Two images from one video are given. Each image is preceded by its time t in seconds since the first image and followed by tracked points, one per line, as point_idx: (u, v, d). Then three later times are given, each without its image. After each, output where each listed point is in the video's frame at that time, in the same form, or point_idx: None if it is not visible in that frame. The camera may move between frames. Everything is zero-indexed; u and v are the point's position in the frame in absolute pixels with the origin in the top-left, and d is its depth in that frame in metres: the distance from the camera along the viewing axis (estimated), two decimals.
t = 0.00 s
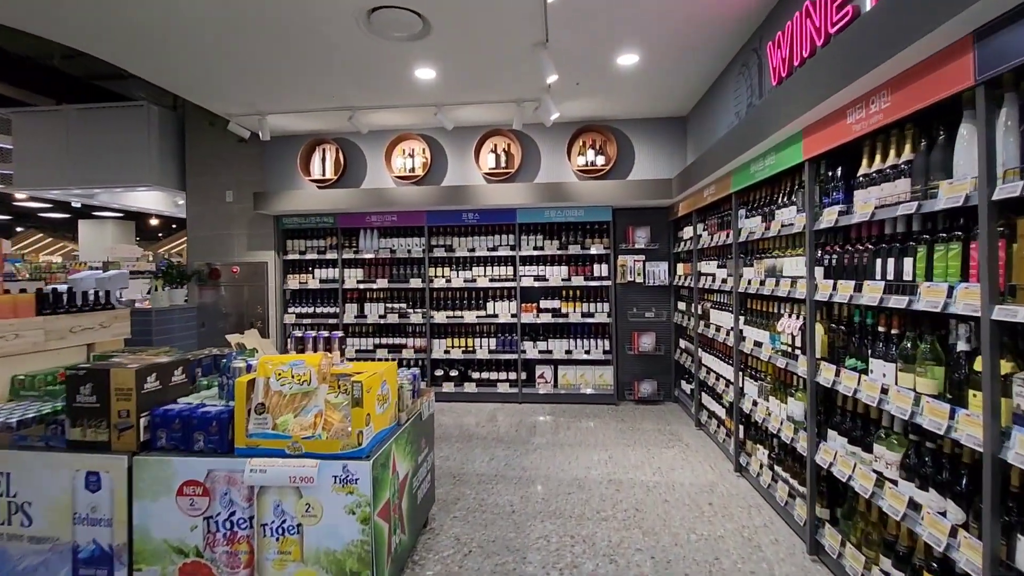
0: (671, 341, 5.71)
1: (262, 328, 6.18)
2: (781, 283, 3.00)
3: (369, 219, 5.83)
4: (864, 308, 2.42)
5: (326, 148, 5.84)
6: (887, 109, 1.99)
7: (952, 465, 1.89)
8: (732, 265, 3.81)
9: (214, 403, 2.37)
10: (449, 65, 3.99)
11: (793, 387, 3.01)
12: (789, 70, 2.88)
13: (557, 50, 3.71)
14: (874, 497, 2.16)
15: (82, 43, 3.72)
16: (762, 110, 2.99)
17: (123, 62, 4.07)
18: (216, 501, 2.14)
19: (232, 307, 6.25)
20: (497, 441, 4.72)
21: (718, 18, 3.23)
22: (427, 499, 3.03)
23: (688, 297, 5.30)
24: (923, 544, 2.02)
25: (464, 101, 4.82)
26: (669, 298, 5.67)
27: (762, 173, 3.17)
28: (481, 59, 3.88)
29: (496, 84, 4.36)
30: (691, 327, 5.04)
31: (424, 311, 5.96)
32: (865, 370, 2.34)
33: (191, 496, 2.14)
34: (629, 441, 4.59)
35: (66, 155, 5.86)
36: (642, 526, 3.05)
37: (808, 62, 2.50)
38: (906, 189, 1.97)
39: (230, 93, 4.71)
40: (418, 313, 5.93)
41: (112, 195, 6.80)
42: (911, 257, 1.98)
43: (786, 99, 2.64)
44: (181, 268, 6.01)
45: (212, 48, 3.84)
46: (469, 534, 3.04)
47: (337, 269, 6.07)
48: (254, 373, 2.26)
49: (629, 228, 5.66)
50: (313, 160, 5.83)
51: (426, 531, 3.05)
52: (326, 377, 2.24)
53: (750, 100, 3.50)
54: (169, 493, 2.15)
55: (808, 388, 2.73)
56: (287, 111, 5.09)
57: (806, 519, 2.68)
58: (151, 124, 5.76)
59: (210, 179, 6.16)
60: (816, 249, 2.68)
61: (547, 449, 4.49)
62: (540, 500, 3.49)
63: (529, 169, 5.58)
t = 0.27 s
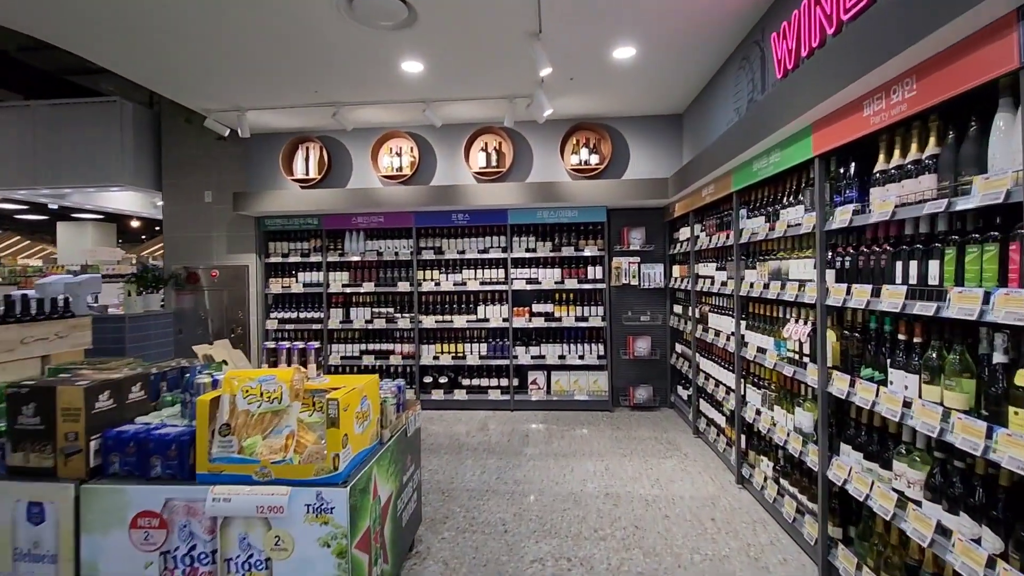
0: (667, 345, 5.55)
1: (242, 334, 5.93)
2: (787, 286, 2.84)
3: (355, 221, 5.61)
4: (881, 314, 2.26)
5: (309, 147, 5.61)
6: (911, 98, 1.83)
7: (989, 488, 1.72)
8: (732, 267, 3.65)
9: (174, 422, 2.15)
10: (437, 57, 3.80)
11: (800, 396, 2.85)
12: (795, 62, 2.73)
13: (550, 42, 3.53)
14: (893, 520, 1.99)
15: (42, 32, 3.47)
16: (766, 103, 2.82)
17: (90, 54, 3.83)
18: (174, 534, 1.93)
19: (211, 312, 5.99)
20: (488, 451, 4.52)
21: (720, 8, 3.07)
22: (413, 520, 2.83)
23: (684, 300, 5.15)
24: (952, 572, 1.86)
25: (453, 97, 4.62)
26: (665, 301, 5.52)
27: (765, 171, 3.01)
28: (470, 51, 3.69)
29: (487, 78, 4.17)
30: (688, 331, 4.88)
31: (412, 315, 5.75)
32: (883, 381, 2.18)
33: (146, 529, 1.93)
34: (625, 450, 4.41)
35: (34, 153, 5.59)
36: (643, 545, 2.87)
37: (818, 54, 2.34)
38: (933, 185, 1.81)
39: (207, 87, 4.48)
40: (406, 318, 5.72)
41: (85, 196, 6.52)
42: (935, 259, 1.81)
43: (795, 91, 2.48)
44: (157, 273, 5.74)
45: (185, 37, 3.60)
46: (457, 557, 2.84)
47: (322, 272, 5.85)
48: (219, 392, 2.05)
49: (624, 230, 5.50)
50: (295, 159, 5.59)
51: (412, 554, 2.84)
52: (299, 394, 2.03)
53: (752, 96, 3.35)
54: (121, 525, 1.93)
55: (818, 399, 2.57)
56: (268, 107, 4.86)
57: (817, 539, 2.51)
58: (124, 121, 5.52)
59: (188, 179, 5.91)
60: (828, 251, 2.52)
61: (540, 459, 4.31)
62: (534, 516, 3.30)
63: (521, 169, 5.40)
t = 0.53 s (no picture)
0: (657, 348, 5.43)
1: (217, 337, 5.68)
2: (784, 288, 2.72)
3: (335, 220, 5.41)
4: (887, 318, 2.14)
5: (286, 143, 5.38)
6: (923, 88, 1.71)
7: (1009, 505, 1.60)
8: (725, 268, 3.53)
9: (122, 439, 1.95)
10: (417, 47, 3.61)
11: (798, 404, 2.73)
12: (794, 53, 2.60)
13: (537, 33, 3.37)
14: (904, 539, 1.86)
15: None
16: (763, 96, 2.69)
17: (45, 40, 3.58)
18: (118, 566, 1.74)
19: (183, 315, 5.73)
20: (473, 458, 4.34)
21: None
22: (391, 538, 2.64)
23: (674, 301, 5.04)
24: None
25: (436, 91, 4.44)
26: (654, 303, 5.40)
27: (761, 167, 2.88)
28: (453, 41, 3.51)
29: (471, 71, 4.00)
30: (678, 333, 4.76)
31: (394, 318, 5.56)
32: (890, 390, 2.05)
33: (86, 561, 1.74)
34: (615, 457, 4.27)
35: None
36: (634, 561, 2.73)
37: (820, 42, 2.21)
38: (947, 181, 1.68)
39: (176, 79, 4.25)
40: (388, 321, 5.52)
41: (52, 193, 6.23)
42: (952, 259, 1.68)
43: (795, 82, 2.35)
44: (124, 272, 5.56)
45: (151, 25, 3.39)
46: None
47: (300, 273, 5.62)
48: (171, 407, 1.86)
49: (612, 230, 5.36)
50: (272, 155, 5.36)
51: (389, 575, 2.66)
52: (260, 408, 1.84)
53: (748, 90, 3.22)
54: (57, 557, 1.74)
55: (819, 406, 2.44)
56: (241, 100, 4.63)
57: (817, 554, 2.39)
58: (93, 115, 5.34)
59: (160, 175, 5.65)
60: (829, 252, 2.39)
61: (527, 467, 4.15)
62: (520, 530, 3.13)
63: (507, 167, 5.23)
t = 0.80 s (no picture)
0: (639, 348, 5.32)
1: (180, 338, 5.38)
2: (773, 286, 2.61)
3: (306, 215, 5.17)
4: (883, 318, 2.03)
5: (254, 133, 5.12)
6: (929, 71, 1.58)
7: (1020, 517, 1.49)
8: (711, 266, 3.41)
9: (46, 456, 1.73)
10: (390, 31, 3.42)
11: (787, 407, 2.62)
12: (785, 40, 2.49)
13: (516, 18, 3.21)
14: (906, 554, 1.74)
15: None
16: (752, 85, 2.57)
17: None
18: None
19: (143, 315, 5.41)
20: (450, 464, 4.16)
21: None
22: (359, 555, 2.45)
23: (657, 300, 4.93)
24: None
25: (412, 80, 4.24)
26: (637, 302, 5.29)
27: (749, 161, 2.76)
28: (427, 25, 3.33)
29: (448, 58, 3.81)
30: (661, 333, 4.65)
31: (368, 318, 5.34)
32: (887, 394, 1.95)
33: None
34: (597, 460, 4.14)
35: None
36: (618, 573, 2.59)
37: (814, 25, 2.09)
38: (954, 171, 1.57)
39: (131, 62, 3.97)
40: (362, 320, 5.30)
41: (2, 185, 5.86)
42: (960, 255, 1.57)
43: (786, 67, 2.22)
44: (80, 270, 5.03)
45: (97, 1, 3.12)
46: None
47: (269, 271, 5.36)
48: (101, 419, 1.64)
49: (595, 227, 5.23)
50: (239, 146, 5.09)
51: None
52: (202, 420, 1.64)
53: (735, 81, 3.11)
54: None
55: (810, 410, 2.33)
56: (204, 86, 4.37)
57: (809, 565, 2.27)
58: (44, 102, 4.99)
59: (119, 167, 5.33)
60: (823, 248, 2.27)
61: (507, 472, 3.98)
62: (498, 541, 2.96)
63: (486, 161, 5.06)
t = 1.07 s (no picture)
0: (612, 346, 5.25)
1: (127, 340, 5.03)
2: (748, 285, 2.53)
3: (265, 210, 4.90)
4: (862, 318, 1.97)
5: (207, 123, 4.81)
6: (917, 59, 1.50)
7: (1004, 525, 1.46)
8: (685, 264, 3.34)
9: None
10: (351, 14, 3.21)
11: (763, 408, 2.56)
12: (762, 31, 2.41)
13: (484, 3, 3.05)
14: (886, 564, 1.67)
15: None
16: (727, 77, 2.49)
17: None
18: None
19: (85, 316, 5.04)
20: (417, 470, 3.98)
21: None
22: None
23: (630, 298, 4.86)
24: None
25: (376, 68, 4.04)
26: (609, 300, 5.21)
27: (724, 156, 2.68)
28: (391, 8, 3.14)
29: (413, 45, 3.63)
30: (634, 331, 4.58)
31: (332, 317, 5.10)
32: (868, 397, 1.89)
33: None
34: (569, 463, 4.03)
35: None
36: None
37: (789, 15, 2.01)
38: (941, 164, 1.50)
39: (65, 42, 3.64)
40: (326, 321, 5.06)
41: None
42: (947, 253, 1.50)
43: (763, 57, 2.14)
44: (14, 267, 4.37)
45: None
46: None
47: (225, 269, 5.06)
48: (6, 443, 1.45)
49: (567, 224, 5.13)
50: (190, 136, 4.78)
51: None
52: (122, 440, 1.44)
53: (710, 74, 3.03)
54: None
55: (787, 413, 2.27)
56: (149, 70, 4.05)
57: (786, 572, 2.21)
58: None
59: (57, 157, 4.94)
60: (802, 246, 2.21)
61: (477, 478, 3.84)
62: (467, 553, 2.82)
63: (456, 155, 4.89)
